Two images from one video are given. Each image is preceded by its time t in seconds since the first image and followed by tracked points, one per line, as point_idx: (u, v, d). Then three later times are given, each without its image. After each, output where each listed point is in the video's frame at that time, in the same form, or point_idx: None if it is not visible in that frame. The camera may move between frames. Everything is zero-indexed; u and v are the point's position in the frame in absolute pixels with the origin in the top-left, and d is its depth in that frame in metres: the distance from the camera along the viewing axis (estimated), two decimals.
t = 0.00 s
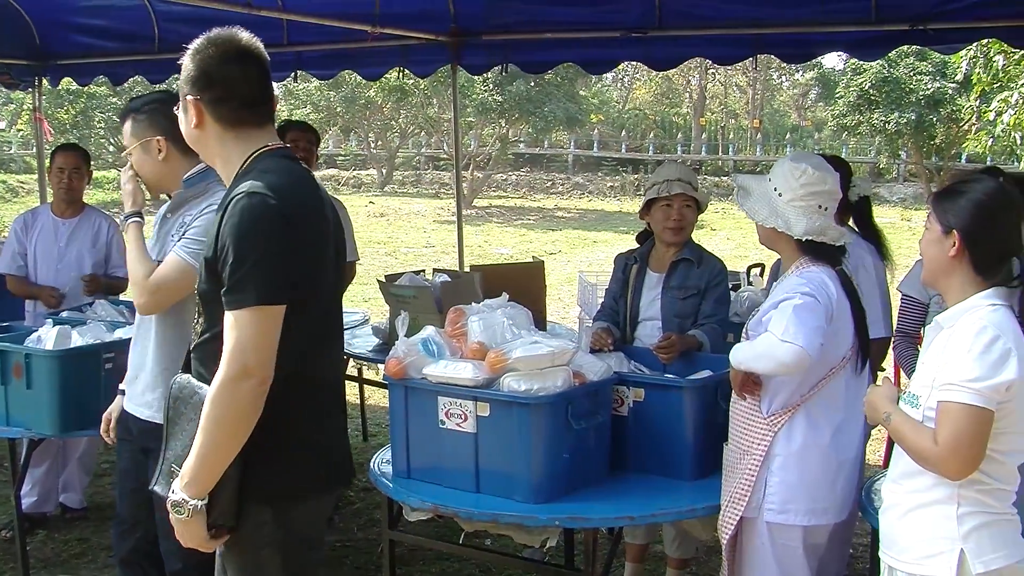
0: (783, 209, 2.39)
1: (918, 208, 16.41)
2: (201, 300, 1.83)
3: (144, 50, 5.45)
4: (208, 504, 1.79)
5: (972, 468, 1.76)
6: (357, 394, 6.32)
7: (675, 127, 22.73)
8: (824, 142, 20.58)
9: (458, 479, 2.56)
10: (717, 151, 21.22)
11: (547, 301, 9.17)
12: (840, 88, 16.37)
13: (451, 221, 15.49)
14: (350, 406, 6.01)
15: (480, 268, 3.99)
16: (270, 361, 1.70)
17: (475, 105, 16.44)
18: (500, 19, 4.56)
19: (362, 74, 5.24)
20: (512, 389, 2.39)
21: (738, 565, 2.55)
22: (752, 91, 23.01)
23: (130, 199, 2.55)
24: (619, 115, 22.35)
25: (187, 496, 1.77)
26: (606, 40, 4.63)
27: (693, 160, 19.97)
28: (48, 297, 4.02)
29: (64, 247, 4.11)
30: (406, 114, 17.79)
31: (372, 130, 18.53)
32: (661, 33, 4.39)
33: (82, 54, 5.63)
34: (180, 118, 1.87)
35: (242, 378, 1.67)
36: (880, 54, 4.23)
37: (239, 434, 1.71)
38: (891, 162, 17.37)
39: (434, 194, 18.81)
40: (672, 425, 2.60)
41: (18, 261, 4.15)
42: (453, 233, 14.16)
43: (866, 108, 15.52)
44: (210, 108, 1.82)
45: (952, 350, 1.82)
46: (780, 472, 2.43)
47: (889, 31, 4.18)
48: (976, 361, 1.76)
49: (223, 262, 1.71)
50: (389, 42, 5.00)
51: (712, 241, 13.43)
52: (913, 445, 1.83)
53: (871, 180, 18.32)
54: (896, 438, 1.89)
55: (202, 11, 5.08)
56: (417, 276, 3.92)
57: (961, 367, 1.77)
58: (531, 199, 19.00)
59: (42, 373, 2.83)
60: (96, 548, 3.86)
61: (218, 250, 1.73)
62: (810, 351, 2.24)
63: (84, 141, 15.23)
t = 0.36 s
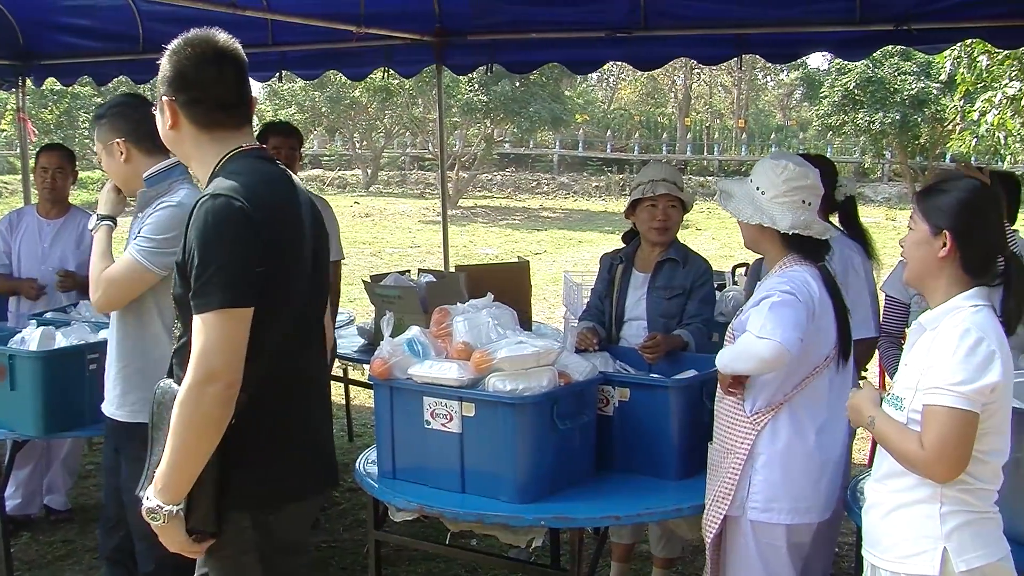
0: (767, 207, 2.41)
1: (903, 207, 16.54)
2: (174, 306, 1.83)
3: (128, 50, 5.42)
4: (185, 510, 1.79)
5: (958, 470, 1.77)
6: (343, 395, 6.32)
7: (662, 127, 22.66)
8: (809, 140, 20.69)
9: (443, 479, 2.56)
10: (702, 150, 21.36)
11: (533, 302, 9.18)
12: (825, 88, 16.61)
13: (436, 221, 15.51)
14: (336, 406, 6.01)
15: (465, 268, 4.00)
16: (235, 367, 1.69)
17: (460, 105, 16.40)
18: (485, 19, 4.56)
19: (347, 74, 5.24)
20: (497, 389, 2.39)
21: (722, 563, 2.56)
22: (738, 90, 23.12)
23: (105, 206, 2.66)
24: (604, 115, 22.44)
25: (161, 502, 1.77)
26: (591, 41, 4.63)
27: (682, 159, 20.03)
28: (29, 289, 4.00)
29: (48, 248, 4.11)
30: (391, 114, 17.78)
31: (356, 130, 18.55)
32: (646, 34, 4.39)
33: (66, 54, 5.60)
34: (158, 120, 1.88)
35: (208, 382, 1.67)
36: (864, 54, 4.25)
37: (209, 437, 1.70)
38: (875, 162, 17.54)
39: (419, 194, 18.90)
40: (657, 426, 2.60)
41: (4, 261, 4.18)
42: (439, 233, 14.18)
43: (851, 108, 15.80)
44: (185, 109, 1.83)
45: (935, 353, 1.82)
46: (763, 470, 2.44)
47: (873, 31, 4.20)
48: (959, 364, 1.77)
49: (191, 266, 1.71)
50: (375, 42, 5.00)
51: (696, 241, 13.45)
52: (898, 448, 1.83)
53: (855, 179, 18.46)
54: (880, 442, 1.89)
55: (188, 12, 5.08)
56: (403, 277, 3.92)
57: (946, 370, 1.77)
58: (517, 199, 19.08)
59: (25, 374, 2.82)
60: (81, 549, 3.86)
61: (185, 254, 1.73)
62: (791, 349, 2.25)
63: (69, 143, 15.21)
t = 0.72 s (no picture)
0: (753, 206, 2.42)
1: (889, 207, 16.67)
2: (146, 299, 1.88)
3: (113, 50, 5.39)
4: (136, 502, 1.85)
5: (961, 464, 1.75)
6: (329, 395, 6.32)
7: (647, 127, 22.97)
8: (794, 140, 20.80)
9: (430, 479, 2.56)
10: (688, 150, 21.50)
11: (519, 302, 9.18)
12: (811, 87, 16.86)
13: (422, 222, 15.52)
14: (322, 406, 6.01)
15: (451, 268, 4.00)
16: (202, 365, 1.75)
17: (446, 105, 16.40)
18: (471, 19, 4.56)
19: (333, 74, 5.23)
20: (484, 389, 2.38)
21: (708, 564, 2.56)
22: (724, 90, 23.24)
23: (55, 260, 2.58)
24: (590, 115, 22.53)
25: (115, 494, 1.83)
26: (577, 41, 4.64)
27: (672, 159, 20.08)
28: (11, 286, 4.00)
29: (34, 247, 4.11)
30: (377, 114, 17.81)
31: (343, 130, 18.54)
32: (632, 34, 4.39)
33: (51, 54, 5.57)
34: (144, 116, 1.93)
35: (169, 378, 1.73)
36: (851, 54, 4.27)
37: (168, 431, 1.77)
38: (861, 161, 17.71)
39: (405, 194, 18.97)
40: (645, 426, 2.60)
41: None
42: (425, 234, 14.20)
43: (836, 108, 16.20)
44: (172, 107, 1.88)
45: (927, 349, 1.82)
46: (749, 470, 2.44)
47: (860, 31, 4.21)
48: (954, 357, 1.76)
49: (167, 262, 1.76)
50: (361, 42, 4.99)
51: (682, 241, 13.44)
52: (897, 447, 1.81)
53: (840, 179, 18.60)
54: (876, 444, 1.88)
55: (174, 12, 5.07)
56: (389, 277, 3.92)
57: (942, 365, 1.76)
58: (503, 199, 19.15)
59: (10, 376, 2.83)
60: (67, 551, 3.85)
61: (161, 250, 1.78)
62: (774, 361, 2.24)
63: (55, 144, 15.24)
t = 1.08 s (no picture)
0: (741, 207, 2.43)
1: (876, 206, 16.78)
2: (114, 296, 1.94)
3: (99, 49, 5.36)
4: (108, 494, 1.89)
5: (950, 455, 1.75)
6: (317, 396, 6.32)
7: (635, 127, 23.24)
8: (782, 140, 20.89)
9: (418, 479, 2.56)
10: (675, 150, 21.59)
11: (506, 302, 9.19)
12: (800, 88, 17.37)
13: (408, 222, 15.54)
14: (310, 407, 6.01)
15: (439, 267, 4.01)
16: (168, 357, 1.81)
17: (434, 105, 16.42)
18: (458, 19, 4.56)
19: (320, 74, 5.23)
20: (471, 389, 2.38)
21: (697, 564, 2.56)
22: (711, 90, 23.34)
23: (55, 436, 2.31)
24: (577, 115, 22.59)
25: (85, 485, 1.85)
26: (564, 41, 4.64)
27: (662, 159, 20.13)
28: None
29: (22, 248, 4.12)
30: (365, 114, 17.82)
31: (329, 131, 18.56)
32: (619, 33, 4.40)
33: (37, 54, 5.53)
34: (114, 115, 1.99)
35: (136, 368, 1.77)
36: (836, 55, 4.29)
37: (136, 421, 1.81)
38: (847, 161, 17.83)
39: (393, 194, 19.02)
40: (634, 426, 2.60)
41: None
42: (413, 234, 14.22)
43: (824, 107, 16.87)
44: (143, 106, 1.94)
45: (911, 343, 1.82)
46: (738, 469, 2.44)
47: (846, 32, 4.23)
48: (938, 349, 1.76)
49: (133, 256, 1.82)
50: (348, 42, 4.99)
51: (669, 241, 13.45)
52: (886, 443, 1.81)
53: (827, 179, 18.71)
54: (864, 441, 1.86)
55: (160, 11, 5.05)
56: (376, 277, 3.92)
57: (927, 357, 1.76)
58: (490, 199, 19.19)
59: None
60: (54, 552, 3.85)
61: (128, 243, 1.84)
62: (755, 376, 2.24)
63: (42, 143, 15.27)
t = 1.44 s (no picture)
0: (727, 206, 2.45)
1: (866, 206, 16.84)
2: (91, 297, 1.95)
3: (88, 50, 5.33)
4: (86, 489, 1.90)
5: (947, 459, 1.75)
6: (306, 396, 6.32)
7: (624, 127, 23.26)
8: (772, 139, 20.95)
9: (407, 479, 2.56)
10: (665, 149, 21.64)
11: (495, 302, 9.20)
12: (789, 89, 17.47)
13: (398, 222, 15.55)
14: (300, 407, 6.00)
15: (429, 268, 4.01)
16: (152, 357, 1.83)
17: (423, 105, 16.43)
18: (447, 19, 4.56)
19: (309, 74, 5.23)
20: (461, 390, 2.37)
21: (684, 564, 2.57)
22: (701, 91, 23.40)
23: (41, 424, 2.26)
24: (567, 115, 22.61)
25: (66, 480, 1.86)
26: (554, 41, 4.65)
27: (653, 159, 20.16)
28: None
29: (11, 249, 4.12)
30: (354, 114, 17.81)
31: (319, 131, 18.56)
32: (609, 33, 4.39)
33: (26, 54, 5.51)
34: (82, 121, 2.01)
35: (119, 367, 1.79)
36: (825, 55, 4.30)
37: (118, 418, 1.82)
38: (837, 161, 17.90)
39: (382, 194, 19.03)
40: (623, 425, 2.61)
41: None
42: (403, 234, 14.23)
43: (811, 108, 16.73)
44: (116, 111, 1.99)
45: (905, 346, 1.81)
46: (724, 471, 2.46)
47: (835, 31, 4.24)
48: (934, 353, 1.76)
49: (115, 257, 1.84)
50: (338, 42, 4.99)
51: (658, 241, 13.45)
52: (884, 446, 1.80)
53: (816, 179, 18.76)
54: (859, 445, 1.85)
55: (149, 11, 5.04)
56: (366, 277, 3.92)
57: (922, 361, 1.76)
58: (480, 199, 19.19)
59: None
60: (43, 554, 3.84)
61: (109, 245, 1.86)
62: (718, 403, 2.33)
63: (31, 143, 15.30)
